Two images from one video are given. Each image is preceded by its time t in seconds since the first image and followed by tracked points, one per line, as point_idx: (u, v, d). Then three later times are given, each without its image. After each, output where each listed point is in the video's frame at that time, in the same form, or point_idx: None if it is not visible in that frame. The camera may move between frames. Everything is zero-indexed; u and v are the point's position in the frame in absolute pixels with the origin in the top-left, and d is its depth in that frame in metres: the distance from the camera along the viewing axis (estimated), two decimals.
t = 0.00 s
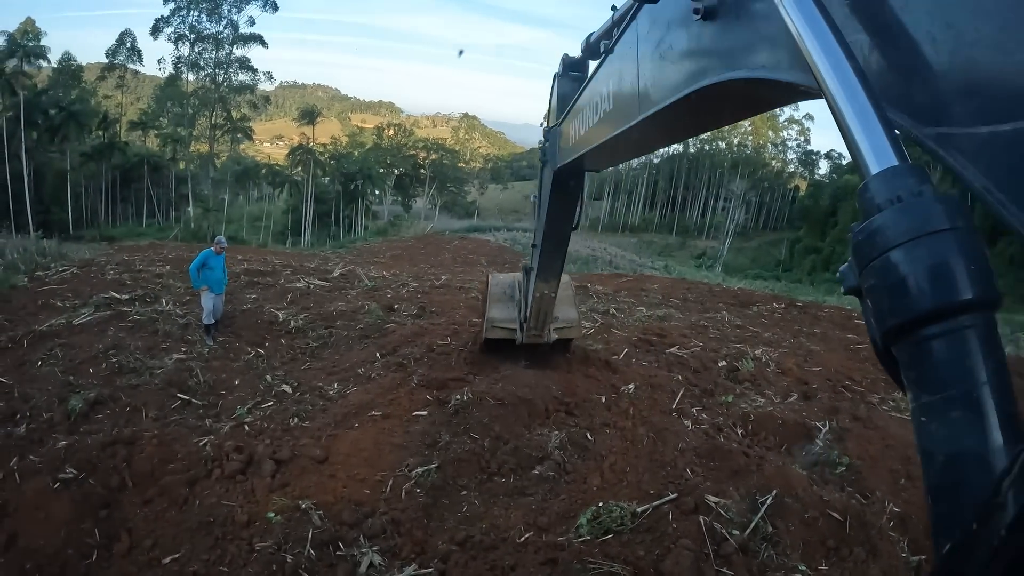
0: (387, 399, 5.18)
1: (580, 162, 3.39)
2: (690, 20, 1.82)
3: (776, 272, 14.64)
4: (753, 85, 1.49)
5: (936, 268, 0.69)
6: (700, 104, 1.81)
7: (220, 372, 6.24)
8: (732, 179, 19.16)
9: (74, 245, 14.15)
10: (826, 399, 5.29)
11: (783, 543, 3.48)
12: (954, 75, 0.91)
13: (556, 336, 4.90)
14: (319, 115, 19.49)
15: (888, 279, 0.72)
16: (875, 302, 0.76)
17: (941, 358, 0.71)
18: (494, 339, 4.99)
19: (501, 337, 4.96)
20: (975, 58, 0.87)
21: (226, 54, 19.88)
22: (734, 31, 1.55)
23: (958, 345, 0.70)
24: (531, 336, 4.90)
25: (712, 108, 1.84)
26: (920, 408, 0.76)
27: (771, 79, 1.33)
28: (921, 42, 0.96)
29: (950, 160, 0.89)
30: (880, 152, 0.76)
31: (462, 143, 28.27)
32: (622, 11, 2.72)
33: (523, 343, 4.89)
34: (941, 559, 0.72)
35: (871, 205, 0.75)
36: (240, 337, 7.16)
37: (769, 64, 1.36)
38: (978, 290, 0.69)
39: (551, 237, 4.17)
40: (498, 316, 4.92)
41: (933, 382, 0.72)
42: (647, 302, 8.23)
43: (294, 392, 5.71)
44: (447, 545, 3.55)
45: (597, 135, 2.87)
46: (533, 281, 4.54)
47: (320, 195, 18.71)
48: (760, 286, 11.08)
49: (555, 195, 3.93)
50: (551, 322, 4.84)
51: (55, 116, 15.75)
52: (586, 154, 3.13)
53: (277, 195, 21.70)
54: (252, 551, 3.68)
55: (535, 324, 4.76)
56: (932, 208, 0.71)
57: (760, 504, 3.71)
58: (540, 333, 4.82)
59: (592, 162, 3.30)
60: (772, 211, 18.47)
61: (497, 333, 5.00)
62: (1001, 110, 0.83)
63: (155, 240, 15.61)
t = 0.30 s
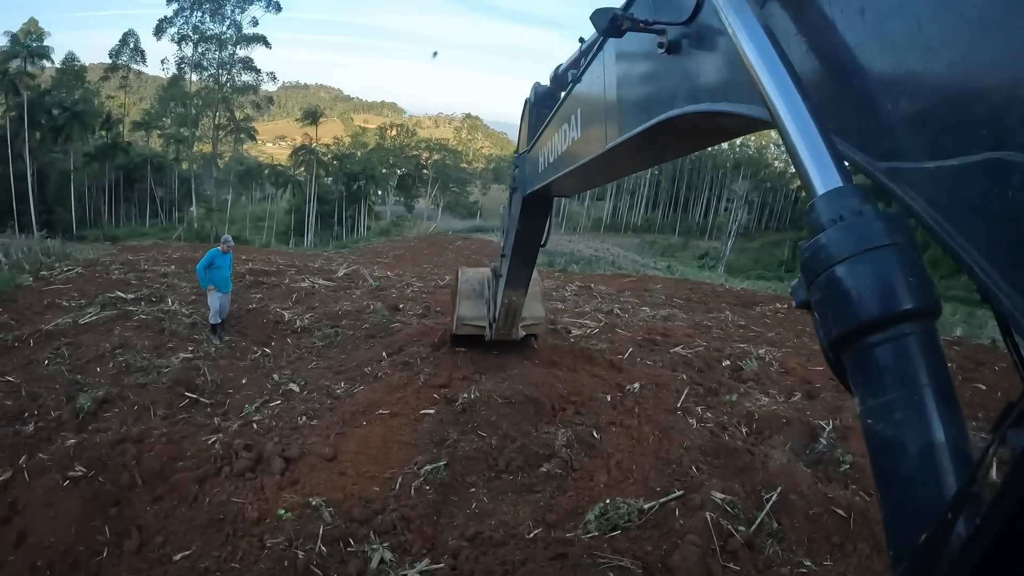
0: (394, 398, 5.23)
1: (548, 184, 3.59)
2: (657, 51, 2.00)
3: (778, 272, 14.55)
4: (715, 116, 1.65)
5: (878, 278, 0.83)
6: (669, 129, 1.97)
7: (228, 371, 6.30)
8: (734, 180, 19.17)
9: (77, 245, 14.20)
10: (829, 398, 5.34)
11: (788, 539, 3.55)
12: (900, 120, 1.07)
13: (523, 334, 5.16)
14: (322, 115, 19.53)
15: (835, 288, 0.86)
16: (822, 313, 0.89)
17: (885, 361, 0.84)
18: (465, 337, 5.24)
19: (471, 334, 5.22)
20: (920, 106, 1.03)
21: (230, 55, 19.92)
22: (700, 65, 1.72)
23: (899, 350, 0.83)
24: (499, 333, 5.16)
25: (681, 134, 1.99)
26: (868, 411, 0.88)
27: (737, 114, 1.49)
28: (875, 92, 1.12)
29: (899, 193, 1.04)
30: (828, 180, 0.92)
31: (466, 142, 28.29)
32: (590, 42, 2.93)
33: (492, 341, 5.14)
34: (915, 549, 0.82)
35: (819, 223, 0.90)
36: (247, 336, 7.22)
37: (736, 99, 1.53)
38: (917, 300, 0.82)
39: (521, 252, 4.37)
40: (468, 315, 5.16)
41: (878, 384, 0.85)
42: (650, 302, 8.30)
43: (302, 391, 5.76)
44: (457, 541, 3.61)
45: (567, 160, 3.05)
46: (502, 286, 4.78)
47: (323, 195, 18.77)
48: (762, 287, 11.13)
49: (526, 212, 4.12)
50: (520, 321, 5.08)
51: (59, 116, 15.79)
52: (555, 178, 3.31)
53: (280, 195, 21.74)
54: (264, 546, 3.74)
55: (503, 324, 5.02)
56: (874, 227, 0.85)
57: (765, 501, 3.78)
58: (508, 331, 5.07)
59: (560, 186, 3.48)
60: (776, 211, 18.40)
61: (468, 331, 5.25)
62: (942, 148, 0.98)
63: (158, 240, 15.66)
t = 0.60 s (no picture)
0: (399, 398, 5.25)
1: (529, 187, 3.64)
2: (639, 58, 2.04)
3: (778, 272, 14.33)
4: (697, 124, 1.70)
5: (850, 281, 0.88)
6: (652, 137, 2.01)
7: (232, 370, 6.33)
8: (736, 180, 18.85)
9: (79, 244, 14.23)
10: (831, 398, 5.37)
11: (790, 537, 3.59)
12: (880, 127, 1.12)
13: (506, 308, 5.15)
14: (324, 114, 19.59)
15: (811, 291, 0.92)
16: (800, 316, 0.95)
17: (861, 360, 0.89)
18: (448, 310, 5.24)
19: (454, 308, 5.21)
20: (899, 115, 1.08)
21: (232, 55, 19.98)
22: (682, 75, 1.76)
23: (877, 351, 0.88)
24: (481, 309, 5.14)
25: (664, 141, 2.03)
26: (845, 411, 0.93)
27: (720, 123, 1.53)
28: (855, 102, 1.18)
29: (877, 200, 1.09)
30: (805, 185, 0.97)
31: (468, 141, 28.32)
32: (571, 52, 2.97)
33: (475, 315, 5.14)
34: (896, 546, 0.86)
35: (796, 227, 0.95)
36: (250, 336, 7.26)
37: (718, 107, 1.57)
38: (892, 302, 0.87)
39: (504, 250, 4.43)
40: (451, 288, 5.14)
41: (855, 384, 0.90)
42: (652, 302, 8.34)
43: (306, 391, 5.79)
44: (462, 538, 3.64)
45: (550, 166, 3.09)
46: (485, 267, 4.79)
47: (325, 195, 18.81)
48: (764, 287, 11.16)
49: (511, 217, 4.18)
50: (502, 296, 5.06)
51: (61, 116, 15.81)
52: (538, 185, 3.35)
53: (282, 195, 21.78)
54: (271, 543, 3.77)
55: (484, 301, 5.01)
56: (850, 230, 0.91)
57: (767, 500, 3.81)
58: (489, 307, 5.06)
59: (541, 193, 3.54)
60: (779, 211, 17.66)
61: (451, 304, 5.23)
62: (920, 156, 1.04)
63: (161, 240, 15.70)
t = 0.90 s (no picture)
0: (399, 398, 5.26)
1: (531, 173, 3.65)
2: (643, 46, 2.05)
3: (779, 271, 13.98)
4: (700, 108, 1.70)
5: (862, 271, 0.90)
6: (655, 122, 2.02)
7: (233, 370, 6.34)
8: (737, 180, 18.34)
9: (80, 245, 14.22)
10: (831, 398, 5.38)
11: (790, 537, 3.59)
12: (886, 115, 1.14)
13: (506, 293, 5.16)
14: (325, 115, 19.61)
15: (822, 283, 0.93)
16: (810, 306, 0.97)
17: (872, 352, 0.91)
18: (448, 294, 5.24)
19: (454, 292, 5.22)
20: (906, 102, 1.10)
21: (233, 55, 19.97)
22: (685, 59, 1.76)
23: (889, 342, 0.90)
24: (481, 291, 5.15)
25: (666, 128, 2.04)
26: (857, 403, 0.94)
27: (723, 105, 1.54)
28: (864, 90, 1.19)
29: (887, 185, 1.10)
30: (817, 174, 0.99)
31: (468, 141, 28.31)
32: (574, 37, 2.96)
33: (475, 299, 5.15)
34: (902, 538, 0.87)
35: (808, 217, 0.97)
36: (251, 336, 7.27)
37: (723, 91, 1.57)
38: (904, 293, 0.89)
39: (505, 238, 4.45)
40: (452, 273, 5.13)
41: (867, 377, 0.91)
42: (652, 302, 8.36)
43: (307, 391, 5.80)
44: (463, 538, 3.65)
45: (552, 152, 3.10)
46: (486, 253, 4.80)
47: (326, 195, 18.82)
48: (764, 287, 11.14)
49: (511, 207, 4.19)
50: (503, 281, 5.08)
51: (62, 116, 15.79)
52: (539, 172, 3.36)
53: (282, 195, 21.79)
54: (271, 543, 3.77)
55: (485, 286, 5.02)
56: (861, 219, 0.92)
57: (767, 500, 3.83)
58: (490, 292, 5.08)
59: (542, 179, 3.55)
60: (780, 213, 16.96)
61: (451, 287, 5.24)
62: (927, 142, 1.05)
63: (162, 240, 15.71)
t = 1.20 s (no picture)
0: (398, 399, 5.24)
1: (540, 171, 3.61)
2: (652, 42, 2.03)
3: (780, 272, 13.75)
4: (710, 104, 1.67)
5: (875, 271, 0.87)
6: (666, 119, 1.99)
7: (231, 370, 6.32)
8: (737, 181, 18.07)
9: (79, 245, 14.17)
10: (832, 399, 5.35)
11: (791, 539, 3.57)
12: (897, 112, 1.11)
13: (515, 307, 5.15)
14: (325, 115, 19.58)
15: (835, 282, 0.90)
16: (821, 306, 0.94)
17: (884, 355, 0.88)
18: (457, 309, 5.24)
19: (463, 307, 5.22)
20: (917, 101, 1.08)
21: (233, 55, 19.93)
22: (696, 55, 1.74)
23: (902, 344, 0.87)
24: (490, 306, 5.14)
25: (673, 125, 2.03)
26: (868, 406, 0.92)
27: (733, 101, 1.52)
28: (874, 86, 1.16)
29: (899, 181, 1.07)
30: (830, 171, 0.95)
31: (469, 140, 28.27)
32: (582, 34, 2.94)
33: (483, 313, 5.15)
34: (909, 544, 0.86)
35: (818, 216, 0.94)
36: (250, 336, 7.25)
37: (732, 88, 1.55)
38: (918, 295, 0.86)
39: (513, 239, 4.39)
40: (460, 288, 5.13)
41: (879, 381, 0.89)
42: (653, 303, 8.33)
43: (306, 391, 5.79)
44: (461, 540, 3.62)
45: (563, 149, 3.06)
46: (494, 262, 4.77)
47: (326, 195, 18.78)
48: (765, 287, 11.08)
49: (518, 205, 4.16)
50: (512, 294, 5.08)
51: (61, 116, 15.75)
52: (549, 168, 3.31)
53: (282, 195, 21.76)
54: (269, 544, 3.75)
55: (494, 299, 5.02)
56: (876, 219, 0.89)
57: (767, 501, 3.80)
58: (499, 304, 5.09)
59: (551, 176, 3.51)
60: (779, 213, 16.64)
61: (460, 305, 5.24)
62: (939, 138, 1.03)
63: (162, 240, 15.68)
